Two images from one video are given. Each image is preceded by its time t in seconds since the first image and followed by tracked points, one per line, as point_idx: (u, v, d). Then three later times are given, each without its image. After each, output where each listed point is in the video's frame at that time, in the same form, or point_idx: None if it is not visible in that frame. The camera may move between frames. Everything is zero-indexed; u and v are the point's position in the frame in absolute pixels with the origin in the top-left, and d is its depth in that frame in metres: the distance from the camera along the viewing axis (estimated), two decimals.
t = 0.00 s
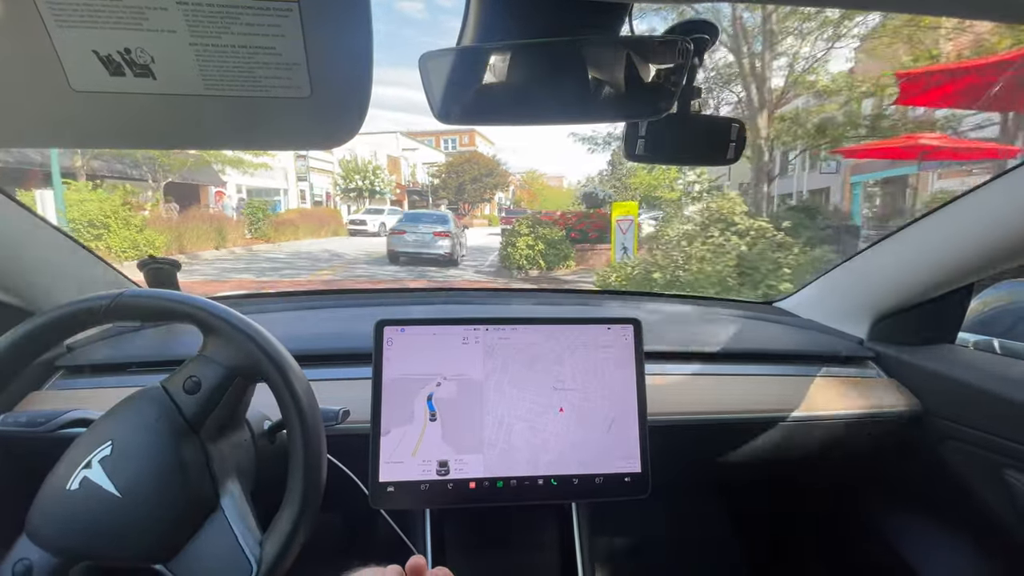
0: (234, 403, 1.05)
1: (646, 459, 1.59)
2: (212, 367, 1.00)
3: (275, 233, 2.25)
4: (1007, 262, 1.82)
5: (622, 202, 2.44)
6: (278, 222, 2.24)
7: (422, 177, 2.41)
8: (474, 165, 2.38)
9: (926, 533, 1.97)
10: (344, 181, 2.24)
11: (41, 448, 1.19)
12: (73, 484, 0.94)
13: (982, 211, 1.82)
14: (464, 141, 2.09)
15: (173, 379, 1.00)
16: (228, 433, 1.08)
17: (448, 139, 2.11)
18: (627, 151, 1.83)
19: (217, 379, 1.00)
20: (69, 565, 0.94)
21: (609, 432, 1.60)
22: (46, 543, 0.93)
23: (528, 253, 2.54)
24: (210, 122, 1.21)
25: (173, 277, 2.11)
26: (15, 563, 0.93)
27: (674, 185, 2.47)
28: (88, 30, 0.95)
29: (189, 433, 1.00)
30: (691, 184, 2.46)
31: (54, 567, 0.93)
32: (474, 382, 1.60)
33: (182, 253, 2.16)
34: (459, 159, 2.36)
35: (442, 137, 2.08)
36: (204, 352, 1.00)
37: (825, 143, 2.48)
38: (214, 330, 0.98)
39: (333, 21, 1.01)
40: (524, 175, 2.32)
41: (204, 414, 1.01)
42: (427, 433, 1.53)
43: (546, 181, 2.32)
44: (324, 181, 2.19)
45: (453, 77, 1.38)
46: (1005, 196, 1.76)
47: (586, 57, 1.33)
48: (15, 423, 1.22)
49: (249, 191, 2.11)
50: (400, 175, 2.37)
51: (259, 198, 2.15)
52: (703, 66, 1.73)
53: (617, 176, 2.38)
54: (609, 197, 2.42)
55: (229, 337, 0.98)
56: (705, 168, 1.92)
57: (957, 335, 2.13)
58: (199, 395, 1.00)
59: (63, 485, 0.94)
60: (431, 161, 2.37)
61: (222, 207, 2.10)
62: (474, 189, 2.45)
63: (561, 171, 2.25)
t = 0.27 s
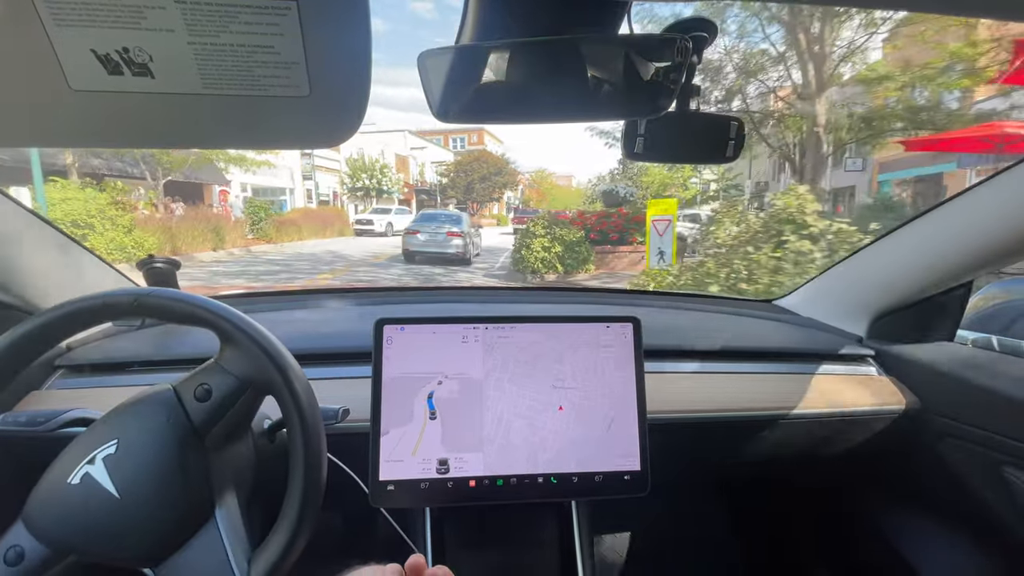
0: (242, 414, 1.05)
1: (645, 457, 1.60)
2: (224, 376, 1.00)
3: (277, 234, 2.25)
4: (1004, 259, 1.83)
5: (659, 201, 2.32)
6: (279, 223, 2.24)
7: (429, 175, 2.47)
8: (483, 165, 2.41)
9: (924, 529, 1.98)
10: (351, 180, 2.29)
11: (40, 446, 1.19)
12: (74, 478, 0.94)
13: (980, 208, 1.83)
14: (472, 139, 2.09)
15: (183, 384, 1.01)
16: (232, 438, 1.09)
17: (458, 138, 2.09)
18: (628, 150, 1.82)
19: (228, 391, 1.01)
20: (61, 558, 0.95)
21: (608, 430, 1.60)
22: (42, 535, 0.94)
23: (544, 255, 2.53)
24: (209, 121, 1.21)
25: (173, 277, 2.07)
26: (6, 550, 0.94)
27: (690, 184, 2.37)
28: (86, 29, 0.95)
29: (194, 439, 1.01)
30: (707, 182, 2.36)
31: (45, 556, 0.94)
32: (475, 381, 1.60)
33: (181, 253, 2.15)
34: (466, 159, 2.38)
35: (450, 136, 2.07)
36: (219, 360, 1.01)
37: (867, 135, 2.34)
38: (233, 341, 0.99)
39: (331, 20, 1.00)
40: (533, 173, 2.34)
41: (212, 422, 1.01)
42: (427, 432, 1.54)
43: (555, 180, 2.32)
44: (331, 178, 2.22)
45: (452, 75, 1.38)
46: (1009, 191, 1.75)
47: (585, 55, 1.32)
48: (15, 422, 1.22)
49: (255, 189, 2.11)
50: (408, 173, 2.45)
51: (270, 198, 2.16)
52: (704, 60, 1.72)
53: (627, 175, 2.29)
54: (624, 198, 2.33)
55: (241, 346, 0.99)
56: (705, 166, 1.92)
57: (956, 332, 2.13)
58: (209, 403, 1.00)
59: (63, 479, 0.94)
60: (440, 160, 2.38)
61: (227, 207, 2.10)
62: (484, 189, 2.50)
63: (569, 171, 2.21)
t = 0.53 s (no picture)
0: (249, 423, 1.07)
1: (644, 455, 1.60)
2: (234, 382, 1.02)
3: (277, 234, 2.25)
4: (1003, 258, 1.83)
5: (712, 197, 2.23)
6: (280, 222, 2.23)
7: (438, 175, 2.33)
8: (490, 162, 2.25)
9: (922, 528, 1.99)
10: (356, 178, 2.22)
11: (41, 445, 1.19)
12: (78, 473, 0.94)
13: (978, 208, 1.83)
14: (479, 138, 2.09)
15: (192, 389, 1.02)
16: (235, 443, 1.09)
17: (465, 136, 2.06)
18: (629, 148, 1.82)
19: (236, 399, 1.02)
20: (54, 549, 0.96)
21: (607, 429, 1.61)
22: (42, 528, 0.94)
23: (562, 259, 2.48)
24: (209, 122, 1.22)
25: (173, 274, 2.09)
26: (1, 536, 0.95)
27: (704, 182, 2.22)
28: (87, 29, 0.95)
29: (199, 444, 1.01)
30: (723, 180, 2.20)
31: (40, 547, 0.96)
32: (475, 380, 1.60)
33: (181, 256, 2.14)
34: (474, 157, 2.24)
35: (459, 135, 2.05)
36: (231, 367, 1.03)
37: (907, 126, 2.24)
38: (247, 351, 1.00)
39: (332, 20, 1.01)
40: (542, 172, 2.21)
41: (218, 429, 1.03)
42: (427, 432, 1.54)
43: (564, 179, 2.20)
44: (337, 177, 2.16)
45: (452, 74, 1.38)
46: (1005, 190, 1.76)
47: (585, 52, 1.32)
48: (16, 421, 1.23)
49: (258, 188, 2.11)
50: (414, 172, 2.31)
51: (276, 197, 2.15)
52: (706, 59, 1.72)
53: (637, 172, 2.19)
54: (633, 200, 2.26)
55: (251, 352, 1.00)
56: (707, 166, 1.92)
57: (955, 332, 2.14)
58: (218, 409, 1.02)
59: (64, 475, 0.94)
60: (447, 159, 2.25)
61: (229, 207, 2.11)
62: (493, 187, 2.36)
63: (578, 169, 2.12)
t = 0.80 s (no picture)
0: (247, 417, 1.05)
1: (644, 455, 1.60)
2: (228, 378, 1.01)
3: (275, 234, 2.21)
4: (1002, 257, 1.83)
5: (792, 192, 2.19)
6: (279, 221, 2.20)
7: (444, 172, 2.39)
8: (498, 162, 2.34)
9: (921, 527, 1.99)
10: (361, 176, 2.27)
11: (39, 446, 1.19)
12: (75, 474, 0.94)
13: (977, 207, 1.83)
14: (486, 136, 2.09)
15: (187, 386, 1.01)
16: (231, 441, 1.09)
17: (473, 135, 2.06)
18: (626, 147, 1.82)
19: (232, 393, 1.01)
20: (55, 553, 0.95)
21: (607, 428, 1.61)
22: (41, 533, 0.93)
23: (583, 263, 2.50)
24: (207, 121, 1.21)
25: (170, 274, 2.10)
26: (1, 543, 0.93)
27: (718, 180, 2.24)
28: (84, 28, 0.94)
29: (196, 442, 1.01)
30: (739, 178, 2.20)
31: (41, 552, 0.94)
32: (473, 379, 1.60)
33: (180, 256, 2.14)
34: (481, 155, 2.30)
35: (466, 133, 2.04)
36: (223, 363, 1.01)
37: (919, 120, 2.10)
38: (240, 346, 0.99)
39: (330, 20, 1.01)
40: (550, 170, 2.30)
41: (214, 425, 1.02)
42: (426, 431, 1.54)
43: (570, 177, 2.29)
44: (341, 176, 2.21)
45: (450, 73, 1.37)
46: (1004, 189, 1.76)
47: (583, 52, 1.31)
48: (15, 421, 1.21)
49: (260, 186, 2.10)
50: (422, 171, 2.38)
51: (279, 195, 2.16)
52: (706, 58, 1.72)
53: (645, 171, 2.19)
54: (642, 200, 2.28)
55: (248, 351, 0.99)
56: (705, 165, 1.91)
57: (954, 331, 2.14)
58: (213, 405, 1.01)
59: (62, 476, 0.94)
60: (454, 156, 2.30)
61: (229, 207, 2.09)
62: (501, 186, 2.51)
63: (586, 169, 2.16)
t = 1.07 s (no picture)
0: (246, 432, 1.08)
1: (641, 454, 1.60)
2: (234, 391, 1.02)
3: (271, 233, 2.23)
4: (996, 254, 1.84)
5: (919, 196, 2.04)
6: (275, 221, 2.22)
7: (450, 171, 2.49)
8: (505, 159, 2.40)
9: (917, 525, 1.99)
10: (365, 173, 2.32)
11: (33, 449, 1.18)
12: (73, 472, 0.94)
13: (972, 205, 1.84)
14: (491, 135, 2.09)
15: (192, 395, 1.02)
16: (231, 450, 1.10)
17: (479, 132, 2.04)
18: (623, 147, 1.83)
19: (234, 407, 1.02)
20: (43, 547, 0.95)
21: (604, 427, 1.61)
22: (35, 529, 0.93)
23: (610, 266, 2.58)
24: (202, 121, 1.21)
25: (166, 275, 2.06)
26: None
27: (731, 178, 2.29)
28: (78, 27, 0.94)
29: (195, 450, 1.01)
30: (753, 175, 2.25)
31: (30, 545, 0.95)
32: (471, 379, 1.60)
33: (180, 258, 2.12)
34: (487, 154, 2.37)
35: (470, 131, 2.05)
36: (232, 376, 1.03)
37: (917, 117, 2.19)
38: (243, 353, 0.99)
39: (326, 19, 1.00)
40: (557, 169, 2.32)
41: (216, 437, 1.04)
42: (423, 432, 1.54)
43: (579, 176, 2.33)
44: (344, 174, 2.22)
45: (447, 73, 1.37)
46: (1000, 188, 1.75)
47: (580, 51, 1.31)
48: (9, 423, 1.20)
49: (262, 184, 2.13)
50: (427, 169, 2.47)
51: (279, 193, 2.17)
52: (705, 57, 1.73)
53: (655, 170, 2.29)
54: (650, 195, 2.37)
55: (250, 359, 0.99)
56: (702, 164, 1.91)
57: (949, 329, 2.15)
58: (217, 416, 1.02)
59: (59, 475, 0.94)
60: (460, 153, 2.37)
61: (227, 205, 2.12)
62: (507, 184, 2.57)
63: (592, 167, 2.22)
